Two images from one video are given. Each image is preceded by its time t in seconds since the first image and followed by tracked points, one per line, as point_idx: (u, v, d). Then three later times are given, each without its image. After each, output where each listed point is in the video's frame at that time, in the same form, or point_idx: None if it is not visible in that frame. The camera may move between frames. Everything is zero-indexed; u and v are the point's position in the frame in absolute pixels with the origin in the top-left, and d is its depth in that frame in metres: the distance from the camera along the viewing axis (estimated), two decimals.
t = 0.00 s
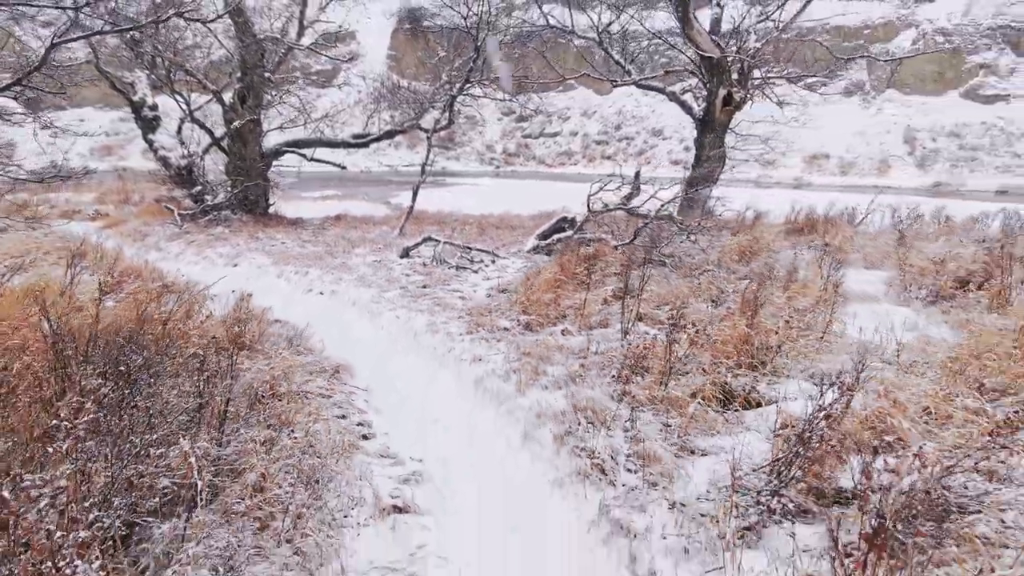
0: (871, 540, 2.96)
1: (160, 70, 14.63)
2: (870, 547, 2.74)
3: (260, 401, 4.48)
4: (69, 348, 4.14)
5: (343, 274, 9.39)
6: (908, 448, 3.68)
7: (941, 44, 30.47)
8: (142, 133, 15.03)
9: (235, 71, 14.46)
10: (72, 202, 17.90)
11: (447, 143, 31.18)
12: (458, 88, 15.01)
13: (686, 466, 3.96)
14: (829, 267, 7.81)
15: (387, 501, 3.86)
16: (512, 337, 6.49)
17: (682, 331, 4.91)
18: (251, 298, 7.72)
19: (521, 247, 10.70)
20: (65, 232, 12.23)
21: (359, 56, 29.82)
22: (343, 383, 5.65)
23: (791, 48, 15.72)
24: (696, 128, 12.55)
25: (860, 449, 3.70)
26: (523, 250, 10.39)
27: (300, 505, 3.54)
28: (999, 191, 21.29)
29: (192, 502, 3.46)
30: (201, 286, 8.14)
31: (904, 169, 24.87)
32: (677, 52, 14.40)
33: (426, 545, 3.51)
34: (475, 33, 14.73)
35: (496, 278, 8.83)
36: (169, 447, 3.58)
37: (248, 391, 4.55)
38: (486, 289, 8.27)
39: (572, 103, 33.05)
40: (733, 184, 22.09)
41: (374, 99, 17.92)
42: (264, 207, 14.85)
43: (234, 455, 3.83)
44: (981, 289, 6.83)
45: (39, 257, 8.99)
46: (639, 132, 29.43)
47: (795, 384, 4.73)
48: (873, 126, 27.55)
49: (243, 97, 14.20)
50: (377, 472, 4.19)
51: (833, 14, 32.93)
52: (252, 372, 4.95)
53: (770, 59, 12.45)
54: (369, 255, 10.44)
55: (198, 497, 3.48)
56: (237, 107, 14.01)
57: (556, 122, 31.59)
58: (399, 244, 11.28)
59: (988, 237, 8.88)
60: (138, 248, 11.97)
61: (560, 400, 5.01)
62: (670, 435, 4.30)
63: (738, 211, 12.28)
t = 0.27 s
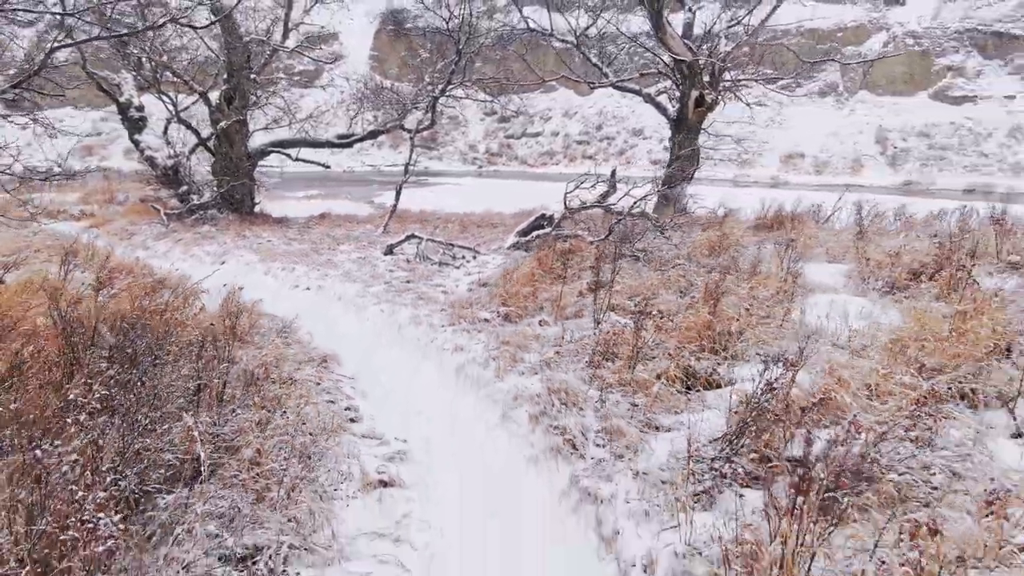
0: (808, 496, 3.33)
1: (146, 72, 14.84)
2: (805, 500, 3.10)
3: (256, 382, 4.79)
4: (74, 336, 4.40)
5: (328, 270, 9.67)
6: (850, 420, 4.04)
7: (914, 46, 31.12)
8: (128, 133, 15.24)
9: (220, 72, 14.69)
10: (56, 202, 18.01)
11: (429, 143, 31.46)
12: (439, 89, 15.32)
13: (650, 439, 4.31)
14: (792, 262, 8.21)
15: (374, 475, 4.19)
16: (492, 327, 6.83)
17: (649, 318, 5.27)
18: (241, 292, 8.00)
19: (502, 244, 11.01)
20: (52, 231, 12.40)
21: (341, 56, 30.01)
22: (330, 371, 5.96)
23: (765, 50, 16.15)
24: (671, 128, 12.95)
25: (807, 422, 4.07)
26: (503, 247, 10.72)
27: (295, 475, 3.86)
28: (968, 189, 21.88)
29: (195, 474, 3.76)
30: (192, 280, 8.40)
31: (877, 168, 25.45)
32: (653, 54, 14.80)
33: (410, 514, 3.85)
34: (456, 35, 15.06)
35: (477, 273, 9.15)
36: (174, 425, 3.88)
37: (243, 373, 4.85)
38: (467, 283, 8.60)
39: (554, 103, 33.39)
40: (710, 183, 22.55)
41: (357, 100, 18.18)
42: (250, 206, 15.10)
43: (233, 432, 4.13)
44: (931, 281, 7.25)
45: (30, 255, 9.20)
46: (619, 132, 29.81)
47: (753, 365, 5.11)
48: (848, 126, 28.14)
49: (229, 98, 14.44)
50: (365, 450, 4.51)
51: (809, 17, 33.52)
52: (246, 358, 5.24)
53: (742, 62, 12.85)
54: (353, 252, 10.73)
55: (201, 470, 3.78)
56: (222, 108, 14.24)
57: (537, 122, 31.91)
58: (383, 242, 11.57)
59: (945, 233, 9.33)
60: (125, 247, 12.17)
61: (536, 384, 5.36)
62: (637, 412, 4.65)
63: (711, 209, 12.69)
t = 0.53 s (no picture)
0: (749, 461, 3.70)
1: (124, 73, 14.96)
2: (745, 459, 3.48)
3: (244, 367, 5.07)
4: (70, 327, 4.65)
5: (308, 267, 9.94)
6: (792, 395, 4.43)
7: (882, 47, 31.81)
8: (106, 134, 15.34)
9: (199, 73, 14.88)
10: (33, 203, 18.04)
11: (407, 143, 31.67)
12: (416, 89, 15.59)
13: (611, 416, 4.67)
14: (754, 256, 8.60)
15: (356, 452, 4.51)
16: (467, 318, 7.15)
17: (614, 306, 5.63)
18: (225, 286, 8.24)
19: (476, 241, 11.32)
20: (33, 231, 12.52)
21: (318, 57, 30.12)
22: (312, 360, 6.24)
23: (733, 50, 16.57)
24: (641, 128, 13.32)
25: (754, 398, 4.44)
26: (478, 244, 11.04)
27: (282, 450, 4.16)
28: (935, 187, 22.51)
29: (190, 450, 4.04)
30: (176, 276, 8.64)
31: (847, 167, 26.04)
32: (624, 56, 15.16)
33: (388, 486, 4.17)
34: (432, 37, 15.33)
35: (452, 268, 9.47)
36: (169, 405, 4.16)
37: (231, 359, 5.13)
38: (443, 278, 8.91)
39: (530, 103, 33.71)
40: (683, 182, 22.98)
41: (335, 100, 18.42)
42: (229, 206, 15.31)
43: (223, 413, 4.42)
44: (883, 272, 7.67)
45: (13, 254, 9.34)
46: (595, 132, 30.19)
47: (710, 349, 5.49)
48: (818, 126, 28.74)
49: (208, 99, 14.64)
50: (347, 431, 4.82)
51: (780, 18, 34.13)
52: (234, 345, 5.52)
53: (709, 63, 13.24)
54: (332, 250, 10.99)
55: (195, 446, 4.06)
56: (202, 109, 14.45)
57: (514, 122, 32.22)
58: (360, 240, 11.83)
59: (901, 229, 9.76)
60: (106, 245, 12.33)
61: (507, 369, 5.70)
62: (600, 392, 5.01)
63: (680, 207, 13.08)
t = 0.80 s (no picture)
0: (693, 431, 4.08)
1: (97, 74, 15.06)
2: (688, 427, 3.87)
3: (226, 353, 5.37)
4: (59, 320, 4.90)
5: (283, 264, 10.20)
6: (737, 374, 4.82)
7: (846, 48, 32.54)
8: (78, 135, 15.39)
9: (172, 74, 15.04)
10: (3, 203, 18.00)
11: (379, 143, 31.82)
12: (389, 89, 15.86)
13: (572, 396, 5.03)
14: (716, 250, 8.99)
15: (333, 432, 4.84)
16: (438, 311, 7.48)
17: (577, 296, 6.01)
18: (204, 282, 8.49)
19: (448, 238, 11.63)
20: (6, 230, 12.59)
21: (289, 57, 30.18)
22: (289, 350, 6.53)
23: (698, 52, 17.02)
24: (608, 128, 13.72)
25: (702, 377, 4.83)
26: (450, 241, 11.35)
27: (265, 429, 4.47)
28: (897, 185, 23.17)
29: (178, 429, 4.34)
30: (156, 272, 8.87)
31: (813, 166, 26.65)
32: (592, 57, 15.54)
33: (364, 461, 4.50)
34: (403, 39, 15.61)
35: (425, 264, 9.79)
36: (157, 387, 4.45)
37: (215, 348, 5.41)
38: (415, 273, 9.23)
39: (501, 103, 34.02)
40: (653, 181, 23.41)
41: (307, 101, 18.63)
42: (203, 205, 15.48)
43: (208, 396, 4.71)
44: (834, 264, 8.11)
45: None
46: (566, 132, 30.57)
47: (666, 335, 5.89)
48: (784, 126, 29.36)
49: (181, 100, 14.80)
50: (325, 414, 5.14)
51: (747, 20, 34.77)
52: (216, 335, 5.79)
53: (673, 65, 13.64)
54: (307, 248, 11.25)
55: (182, 426, 4.32)
56: (175, 109, 14.61)
57: (486, 121, 32.50)
58: (335, 238, 12.08)
59: (856, 224, 10.22)
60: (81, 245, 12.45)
61: (476, 356, 6.04)
62: (562, 375, 5.37)
63: (647, 205, 13.49)
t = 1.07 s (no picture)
0: (643, 405, 4.45)
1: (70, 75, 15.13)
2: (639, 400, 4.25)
3: (210, 342, 5.63)
4: (49, 312, 5.10)
5: (258, 261, 10.44)
6: (687, 355, 5.21)
7: (809, 51, 33.34)
8: (51, 135, 15.39)
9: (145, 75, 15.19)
10: None
11: (351, 143, 31.95)
12: (362, 90, 16.14)
13: (536, 378, 5.39)
14: (676, 246, 9.39)
15: (312, 415, 5.12)
16: (411, 304, 7.79)
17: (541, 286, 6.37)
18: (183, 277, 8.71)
19: (420, 235, 11.94)
20: None
21: (260, 58, 30.23)
22: (268, 342, 6.80)
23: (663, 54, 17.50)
24: (575, 128, 14.12)
25: (656, 358, 5.21)
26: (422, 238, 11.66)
27: (249, 409, 4.74)
28: (858, 184, 23.82)
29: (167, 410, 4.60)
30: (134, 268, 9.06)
31: (778, 165, 27.29)
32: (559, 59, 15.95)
33: (343, 441, 4.81)
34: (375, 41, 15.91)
35: (398, 260, 10.11)
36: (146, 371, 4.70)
37: (199, 337, 5.65)
38: (388, 269, 9.54)
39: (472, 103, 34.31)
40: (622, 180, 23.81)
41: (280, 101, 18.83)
42: (177, 205, 15.64)
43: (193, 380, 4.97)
44: (786, 256, 8.56)
45: None
46: (537, 132, 30.95)
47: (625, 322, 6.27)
48: (750, 127, 30.02)
49: (155, 101, 14.96)
50: (304, 399, 5.43)
51: (713, 23, 35.46)
52: (198, 326, 6.05)
53: (638, 67, 14.08)
54: (281, 246, 11.49)
55: (171, 407, 4.51)
56: (149, 110, 14.76)
57: (457, 122, 32.77)
58: (309, 236, 12.33)
59: (811, 220, 10.69)
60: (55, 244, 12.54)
61: (447, 345, 6.36)
62: (528, 360, 5.72)
63: (613, 203, 13.89)
